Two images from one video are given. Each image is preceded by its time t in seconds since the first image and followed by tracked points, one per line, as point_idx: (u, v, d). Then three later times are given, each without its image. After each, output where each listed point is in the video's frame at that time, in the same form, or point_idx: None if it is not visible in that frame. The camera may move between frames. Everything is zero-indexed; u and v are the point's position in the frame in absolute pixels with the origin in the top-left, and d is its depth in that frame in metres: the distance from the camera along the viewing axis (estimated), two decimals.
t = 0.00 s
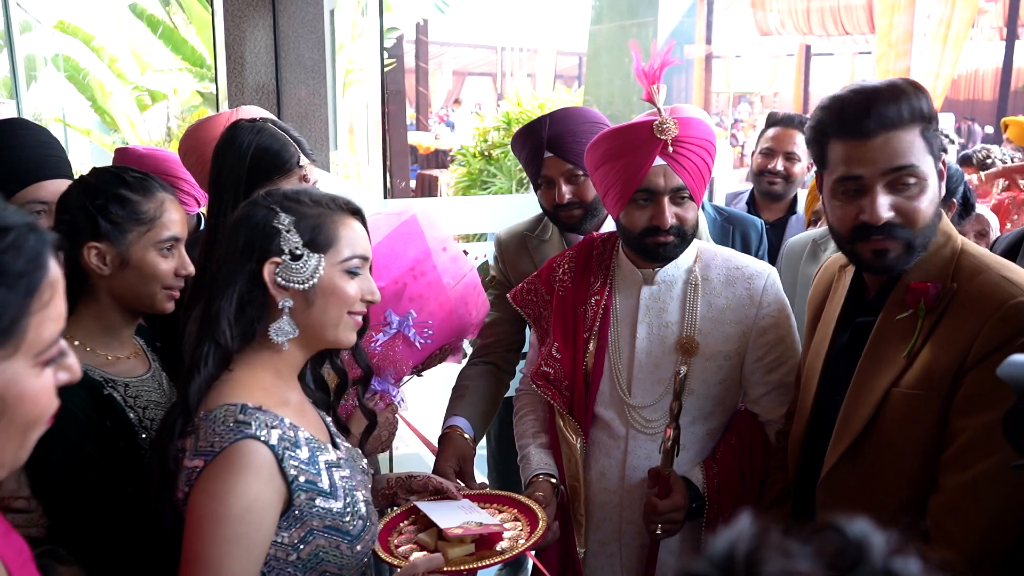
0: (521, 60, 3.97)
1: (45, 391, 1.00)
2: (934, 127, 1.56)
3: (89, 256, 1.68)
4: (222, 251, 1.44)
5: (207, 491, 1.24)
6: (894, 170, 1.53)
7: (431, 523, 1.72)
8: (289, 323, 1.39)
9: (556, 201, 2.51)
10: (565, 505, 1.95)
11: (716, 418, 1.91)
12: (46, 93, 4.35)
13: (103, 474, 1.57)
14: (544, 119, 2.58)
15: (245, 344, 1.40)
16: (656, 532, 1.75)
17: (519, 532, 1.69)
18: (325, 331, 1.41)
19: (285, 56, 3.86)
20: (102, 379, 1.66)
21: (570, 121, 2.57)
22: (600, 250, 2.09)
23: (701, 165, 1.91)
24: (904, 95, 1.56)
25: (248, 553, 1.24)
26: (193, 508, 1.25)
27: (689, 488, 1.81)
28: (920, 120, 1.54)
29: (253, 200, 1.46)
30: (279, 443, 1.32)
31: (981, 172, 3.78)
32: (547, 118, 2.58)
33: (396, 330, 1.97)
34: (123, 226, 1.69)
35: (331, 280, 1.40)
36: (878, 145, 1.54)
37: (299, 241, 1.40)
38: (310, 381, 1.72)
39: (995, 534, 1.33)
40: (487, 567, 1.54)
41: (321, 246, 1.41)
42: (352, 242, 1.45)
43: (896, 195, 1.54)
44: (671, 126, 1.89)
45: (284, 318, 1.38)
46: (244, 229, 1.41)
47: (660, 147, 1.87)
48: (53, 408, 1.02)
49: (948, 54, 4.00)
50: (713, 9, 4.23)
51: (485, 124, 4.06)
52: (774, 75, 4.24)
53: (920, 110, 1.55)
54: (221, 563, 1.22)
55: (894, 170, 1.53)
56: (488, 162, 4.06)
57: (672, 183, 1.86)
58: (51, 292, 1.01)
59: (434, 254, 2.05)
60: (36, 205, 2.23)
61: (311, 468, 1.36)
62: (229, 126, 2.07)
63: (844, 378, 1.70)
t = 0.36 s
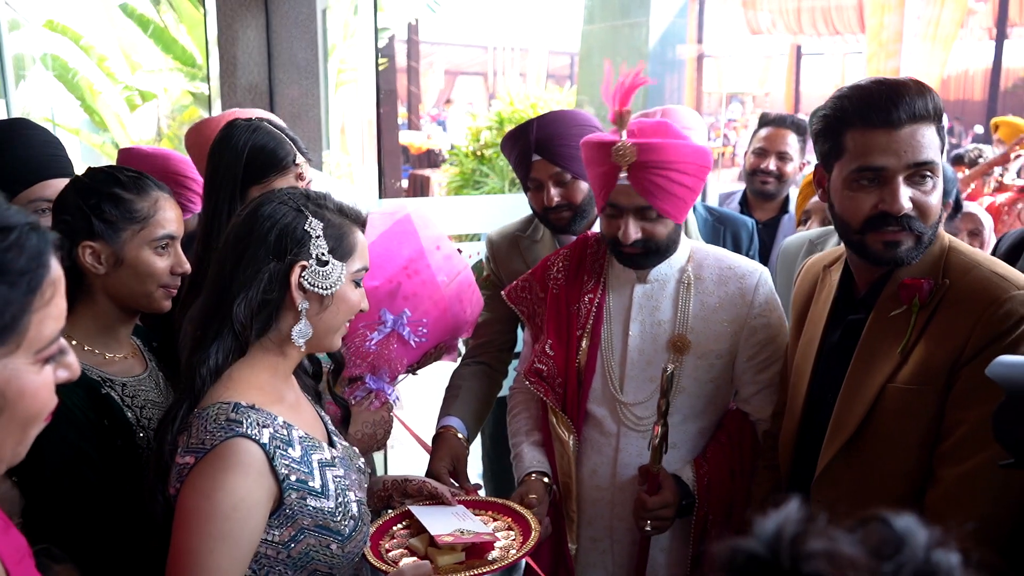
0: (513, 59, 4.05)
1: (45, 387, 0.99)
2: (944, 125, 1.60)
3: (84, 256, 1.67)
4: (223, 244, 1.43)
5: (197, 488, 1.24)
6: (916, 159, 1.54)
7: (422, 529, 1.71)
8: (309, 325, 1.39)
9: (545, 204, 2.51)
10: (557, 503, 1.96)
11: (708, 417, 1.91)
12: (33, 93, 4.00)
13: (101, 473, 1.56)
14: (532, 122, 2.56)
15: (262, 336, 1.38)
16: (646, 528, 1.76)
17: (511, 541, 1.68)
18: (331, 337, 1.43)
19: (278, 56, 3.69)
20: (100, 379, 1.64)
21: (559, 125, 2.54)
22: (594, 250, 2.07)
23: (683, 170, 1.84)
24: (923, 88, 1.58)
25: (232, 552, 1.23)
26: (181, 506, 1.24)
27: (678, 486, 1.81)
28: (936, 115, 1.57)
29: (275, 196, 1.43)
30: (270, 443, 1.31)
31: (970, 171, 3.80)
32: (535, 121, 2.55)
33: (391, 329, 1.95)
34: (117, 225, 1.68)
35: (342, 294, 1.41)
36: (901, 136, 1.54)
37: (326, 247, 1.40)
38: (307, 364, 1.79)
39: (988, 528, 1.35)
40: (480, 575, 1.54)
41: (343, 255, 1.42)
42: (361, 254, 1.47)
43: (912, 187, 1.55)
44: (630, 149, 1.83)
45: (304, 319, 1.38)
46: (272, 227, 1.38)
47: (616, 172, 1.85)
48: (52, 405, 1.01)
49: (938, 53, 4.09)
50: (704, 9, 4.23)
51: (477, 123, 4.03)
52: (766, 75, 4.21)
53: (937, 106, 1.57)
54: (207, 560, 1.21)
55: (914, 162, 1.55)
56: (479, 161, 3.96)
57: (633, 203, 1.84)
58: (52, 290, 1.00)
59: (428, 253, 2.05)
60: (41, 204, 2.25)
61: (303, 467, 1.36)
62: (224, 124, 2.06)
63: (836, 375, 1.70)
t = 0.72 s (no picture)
0: (509, 60, 4.06)
1: (29, 386, 1.00)
2: (904, 134, 1.56)
3: (78, 256, 1.67)
4: (211, 245, 1.43)
5: (188, 489, 1.24)
6: (843, 180, 1.55)
7: (415, 521, 1.72)
8: (293, 327, 1.40)
9: (535, 205, 2.53)
10: (549, 501, 1.97)
11: (697, 415, 1.92)
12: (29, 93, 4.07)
13: (95, 472, 1.57)
14: (522, 124, 2.55)
15: (247, 336, 1.39)
16: (633, 525, 1.76)
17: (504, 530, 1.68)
18: (315, 338, 1.44)
19: (274, 56, 3.67)
20: (92, 378, 1.65)
21: (548, 126, 2.53)
22: (586, 249, 2.08)
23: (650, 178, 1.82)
24: (876, 99, 1.56)
25: (225, 551, 1.24)
26: (173, 507, 1.25)
27: (668, 485, 1.81)
28: (884, 127, 1.54)
29: (262, 196, 1.44)
30: (259, 442, 1.31)
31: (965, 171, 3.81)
32: (523, 123, 2.54)
33: (382, 329, 1.96)
34: (111, 225, 1.68)
35: (326, 295, 1.41)
36: (836, 155, 1.55)
37: (312, 249, 1.40)
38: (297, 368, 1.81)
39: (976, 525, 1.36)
40: (471, 566, 1.54)
41: (329, 256, 1.42)
42: (348, 255, 1.47)
43: (850, 204, 1.57)
44: (599, 160, 1.85)
45: (289, 321, 1.39)
46: (257, 227, 1.38)
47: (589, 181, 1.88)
48: (37, 404, 1.02)
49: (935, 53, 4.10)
50: (702, 9, 4.18)
51: (474, 124, 4.02)
52: (761, 74, 4.18)
53: (886, 116, 1.55)
54: (199, 560, 1.22)
55: (840, 181, 1.56)
56: (476, 162, 3.97)
57: (608, 211, 1.86)
58: (37, 291, 1.01)
59: (419, 253, 2.05)
60: (36, 204, 2.28)
61: (293, 465, 1.36)
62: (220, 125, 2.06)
63: (825, 375, 1.71)
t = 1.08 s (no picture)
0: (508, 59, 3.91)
1: None
2: (858, 153, 1.54)
3: (73, 255, 1.67)
4: (201, 246, 1.42)
5: (178, 492, 1.24)
6: (789, 206, 1.59)
7: (408, 520, 1.71)
8: (286, 328, 1.39)
9: (531, 204, 2.52)
10: (543, 500, 1.97)
11: (692, 415, 1.91)
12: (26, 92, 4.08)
13: (86, 471, 1.57)
14: (518, 123, 2.54)
15: (239, 338, 1.38)
16: (629, 526, 1.76)
17: (496, 527, 1.68)
18: (306, 339, 1.43)
19: (271, 55, 3.66)
20: (84, 377, 1.65)
21: (544, 126, 2.53)
22: (581, 249, 2.08)
23: (637, 180, 1.82)
24: (821, 121, 1.55)
25: (217, 554, 1.23)
26: (164, 511, 1.24)
27: (664, 485, 1.81)
28: (828, 151, 1.54)
29: (251, 196, 1.43)
30: (249, 444, 1.31)
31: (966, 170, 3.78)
32: (520, 122, 2.53)
33: (377, 329, 1.96)
34: (107, 226, 1.67)
35: (319, 295, 1.41)
36: (783, 180, 1.59)
37: (303, 249, 1.40)
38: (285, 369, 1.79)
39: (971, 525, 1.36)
40: (464, 563, 1.54)
41: (320, 257, 1.42)
42: (339, 254, 1.47)
43: (806, 225, 1.60)
44: (590, 160, 1.85)
45: (280, 321, 1.38)
46: (247, 229, 1.37)
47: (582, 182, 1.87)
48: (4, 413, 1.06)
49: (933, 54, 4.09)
50: (699, 9, 4.11)
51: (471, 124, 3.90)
52: (761, 74, 4.17)
53: (830, 138, 1.54)
54: (192, 565, 1.21)
55: (788, 206, 1.60)
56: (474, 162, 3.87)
57: (600, 211, 1.86)
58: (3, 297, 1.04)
59: (415, 253, 2.05)
60: (32, 204, 2.26)
61: (284, 466, 1.36)
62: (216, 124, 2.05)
63: (821, 378, 1.71)
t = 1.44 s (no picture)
0: (507, 59, 3.90)
1: None
2: (849, 155, 1.54)
3: (68, 255, 1.66)
4: (197, 246, 1.41)
5: (173, 494, 1.24)
6: (781, 208, 1.60)
7: (401, 519, 1.71)
8: (283, 329, 1.40)
9: (528, 204, 2.52)
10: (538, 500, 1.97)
11: (687, 415, 1.91)
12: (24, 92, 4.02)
13: (80, 470, 1.58)
14: (515, 123, 2.54)
15: (235, 339, 1.38)
16: (622, 527, 1.76)
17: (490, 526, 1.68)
18: (302, 340, 1.44)
19: (268, 56, 3.71)
20: (79, 377, 1.65)
21: (541, 125, 2.53)
22: (577, 249, 2.08)
23: (631, 181, 1.82)
24: (811, 124, 1.56)
25: (213, 556, 1.23)
26: (159, 513, 1.24)
27: (657, 487, 1.81)
28: (818, 154, 1.54)
29: (248, 198, 1.42)
30: (245, 445, 1.31)
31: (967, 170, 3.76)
32: (518, 121, 2.53)
33: (372, 329, 1.96)
34: (103, 226, 1.67)
35: (316, 296, 1.42)
36: (775, 182, 1.59)
37: (300, 252, 1.40)
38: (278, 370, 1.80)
39: (964, 526, 1.36)
40: (460, 561, 1.55)
41: (317, 258, 1.42)
42: (335, 256, 1.48)
43: (798, 227, 1.60)
44: (584, 161, 1.85)
45: (278, 324, 1.39)
46: (245, 231, 1.37)
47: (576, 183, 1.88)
48: None
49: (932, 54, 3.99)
50: (699, 9, 4.05)
51: (470, 124, 3.88)
52: (760, 74, 4.07)
53: (820, 141, 1.54)
54: (188, 566, 1.21)
55: (779, 208, 1.60)
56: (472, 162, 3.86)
57: (594, 212, 1.86)
58: None
59: (411, 254, 2.05)
60: (30, 204, 2.25)
61: (279, 468, 1.36)
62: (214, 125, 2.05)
63: (817, 379, 1.71)
